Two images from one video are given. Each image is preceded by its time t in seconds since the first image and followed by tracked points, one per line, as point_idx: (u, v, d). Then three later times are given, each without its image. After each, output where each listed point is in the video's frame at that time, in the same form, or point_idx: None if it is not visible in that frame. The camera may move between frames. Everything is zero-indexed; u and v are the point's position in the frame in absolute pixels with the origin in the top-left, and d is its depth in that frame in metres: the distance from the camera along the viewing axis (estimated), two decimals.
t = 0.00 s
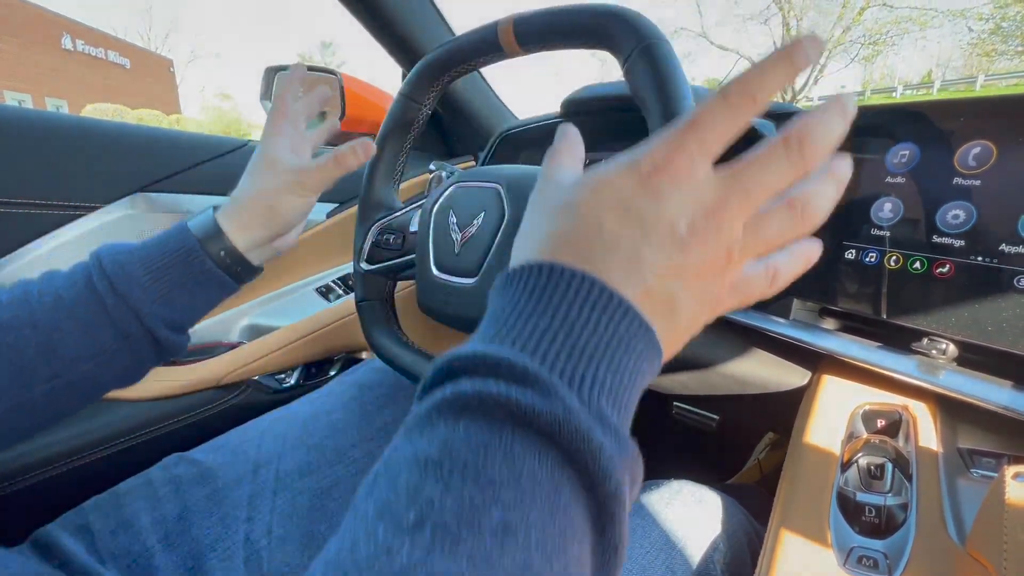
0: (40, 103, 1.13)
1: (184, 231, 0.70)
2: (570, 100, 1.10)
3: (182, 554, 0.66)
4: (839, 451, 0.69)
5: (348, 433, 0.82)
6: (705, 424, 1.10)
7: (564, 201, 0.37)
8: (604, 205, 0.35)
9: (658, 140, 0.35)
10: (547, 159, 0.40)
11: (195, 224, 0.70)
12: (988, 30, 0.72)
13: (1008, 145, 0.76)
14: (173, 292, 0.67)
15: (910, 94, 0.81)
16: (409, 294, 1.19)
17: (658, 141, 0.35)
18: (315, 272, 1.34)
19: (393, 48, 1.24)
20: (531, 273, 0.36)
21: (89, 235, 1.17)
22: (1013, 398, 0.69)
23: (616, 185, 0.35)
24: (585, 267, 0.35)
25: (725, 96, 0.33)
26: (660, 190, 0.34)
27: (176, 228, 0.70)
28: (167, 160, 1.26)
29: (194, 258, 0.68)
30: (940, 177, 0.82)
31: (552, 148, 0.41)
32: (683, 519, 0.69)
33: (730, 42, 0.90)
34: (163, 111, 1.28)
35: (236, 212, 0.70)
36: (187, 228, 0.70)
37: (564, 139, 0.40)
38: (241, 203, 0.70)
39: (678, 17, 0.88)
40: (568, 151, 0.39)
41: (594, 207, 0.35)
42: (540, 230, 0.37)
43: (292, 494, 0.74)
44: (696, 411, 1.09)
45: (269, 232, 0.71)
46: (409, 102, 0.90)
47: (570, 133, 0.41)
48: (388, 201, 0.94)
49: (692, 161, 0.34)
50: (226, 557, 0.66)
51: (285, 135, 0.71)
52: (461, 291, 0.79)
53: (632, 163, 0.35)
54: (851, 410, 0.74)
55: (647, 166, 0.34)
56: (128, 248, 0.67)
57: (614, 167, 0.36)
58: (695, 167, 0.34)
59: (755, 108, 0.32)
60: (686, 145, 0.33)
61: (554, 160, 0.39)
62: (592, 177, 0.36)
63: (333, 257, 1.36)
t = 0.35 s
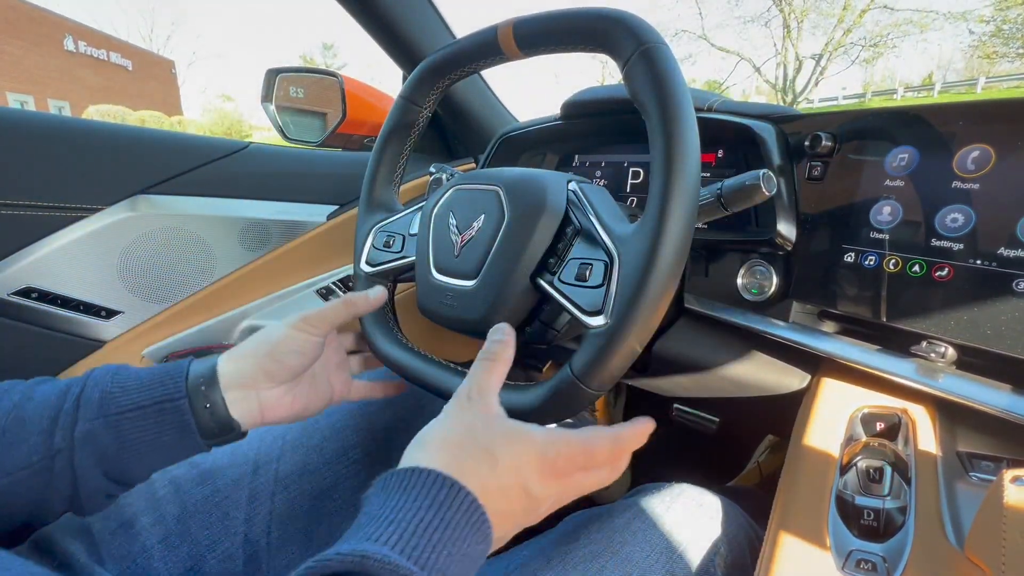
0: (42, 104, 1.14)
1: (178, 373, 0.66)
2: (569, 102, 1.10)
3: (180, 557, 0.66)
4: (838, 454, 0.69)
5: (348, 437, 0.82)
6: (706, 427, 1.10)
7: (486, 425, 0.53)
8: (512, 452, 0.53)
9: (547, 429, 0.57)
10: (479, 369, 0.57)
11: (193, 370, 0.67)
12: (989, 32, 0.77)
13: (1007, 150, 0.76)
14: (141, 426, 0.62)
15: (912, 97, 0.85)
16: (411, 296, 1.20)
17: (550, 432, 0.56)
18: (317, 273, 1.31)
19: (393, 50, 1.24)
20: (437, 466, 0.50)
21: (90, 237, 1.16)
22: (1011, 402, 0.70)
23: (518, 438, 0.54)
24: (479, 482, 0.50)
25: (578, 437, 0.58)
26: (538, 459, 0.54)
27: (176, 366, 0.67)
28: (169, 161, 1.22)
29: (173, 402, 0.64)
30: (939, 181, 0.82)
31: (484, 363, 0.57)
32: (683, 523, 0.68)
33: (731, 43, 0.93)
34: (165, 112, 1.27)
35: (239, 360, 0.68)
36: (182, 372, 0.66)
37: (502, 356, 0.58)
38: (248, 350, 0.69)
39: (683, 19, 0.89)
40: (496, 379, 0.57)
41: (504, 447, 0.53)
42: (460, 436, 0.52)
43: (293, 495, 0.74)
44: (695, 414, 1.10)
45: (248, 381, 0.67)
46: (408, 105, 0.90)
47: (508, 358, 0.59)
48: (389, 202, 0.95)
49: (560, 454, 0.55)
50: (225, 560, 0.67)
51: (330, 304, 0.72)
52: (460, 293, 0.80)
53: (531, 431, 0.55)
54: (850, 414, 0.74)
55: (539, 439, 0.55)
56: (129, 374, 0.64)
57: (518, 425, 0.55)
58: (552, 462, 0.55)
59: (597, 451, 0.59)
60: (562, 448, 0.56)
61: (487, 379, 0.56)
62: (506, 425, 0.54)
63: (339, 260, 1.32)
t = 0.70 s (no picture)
0: (45, 106, 1.15)
1: (170, 421, 0.65)
2: (569, 105, 1.11)
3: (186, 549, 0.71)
4: (834, 454, 0.70)
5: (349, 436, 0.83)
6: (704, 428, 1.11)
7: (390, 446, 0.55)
8: (410, 466, 0.55)
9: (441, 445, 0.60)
10: (389, 396, 0.58)
11: (188, 420, 0.65)
12: (990, 35, 0.75)
13: (1002, 153, 0.76)
14: (118, 474, 0.61)
15: (914, 99, 0.84)
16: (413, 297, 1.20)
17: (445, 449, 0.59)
18: (313, 277, 1.33)
19: (394, 52, 1.25)
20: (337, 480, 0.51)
21: (93, 238, 1.17)
22: (1005, 402, 0.70)
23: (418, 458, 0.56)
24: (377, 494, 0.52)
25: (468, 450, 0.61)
26: (432, 475, 0.57)
27: (174, 413, 0.66)
28: (171, 162, 1.23)
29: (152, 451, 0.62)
30: (934, 184, 0.82)
31: (395, 392, 0.58)
32: (681, 522, 0.69)
33: (733, 46, 0.93)
34: (167, 114, 1.28)
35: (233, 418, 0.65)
36: (177, 419, 0.65)
37: (415, 387, 0.60)
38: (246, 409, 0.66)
39: (683, 22, 0.90)
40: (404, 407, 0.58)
41: (404, 461, 0.55)
42: (361, 453, 0.54)
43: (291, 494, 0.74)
44: (694, 414, 1.10)
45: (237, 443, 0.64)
46: (409, 107, 0.91)
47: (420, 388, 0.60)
48: (390, 203, 0.96)
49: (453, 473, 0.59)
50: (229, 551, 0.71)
51: (343, 381, 0.67)
52: (459, 294, 0.80)
53: (429, 449, 0.58)
54: (847, 414, 0.75)
55: (436, 457, 0.58)
56: (129, 415, 0.65)
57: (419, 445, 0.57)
58: (446, 477, 0.58)
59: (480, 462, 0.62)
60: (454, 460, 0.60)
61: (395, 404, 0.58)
62: (408, 445, 0.56)
63: (335, 262, 1.35)
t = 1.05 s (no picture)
0: (46, 107, 1.15)
1: None
2: (569, 109, 1.11)
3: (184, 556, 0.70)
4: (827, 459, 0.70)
5: (346, 440, 0.83)
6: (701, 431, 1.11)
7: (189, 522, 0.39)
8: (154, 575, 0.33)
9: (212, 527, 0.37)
10: (125, 505, 0.37)
11: None
12: (991, 38, 0.74)
13: (994, 160, 0.77)
14: None
15: (916, 102, 0.82)
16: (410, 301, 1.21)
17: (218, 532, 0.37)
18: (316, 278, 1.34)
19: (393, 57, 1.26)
20: None
21: (94, 242, 1.17)
22: (998, 409, 0.71)
23: (175, 568, 0.34)
24: None
25: (249, 511, 0.39)
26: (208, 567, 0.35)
27: None
28: (172, 166, 1.23)
29: None
30: (928, 191, 0.83)
31: (141, 495, 0.38)
32: (675, 528, 0.69)
33: (732, 48, 0.91)
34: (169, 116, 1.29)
35: (38, 468, 0.50)
36: None
37: (181, 483, 0.39)
38: (41, 468, 0.50)
39: (683, 25, 0.90)
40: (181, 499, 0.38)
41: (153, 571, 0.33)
42: None
43: (289, 500, 0.75)
44: (692, 418, 1.11)
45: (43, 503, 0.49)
46: (407, 112, 0.91)
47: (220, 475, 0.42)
48: (389, 208, 0.96)
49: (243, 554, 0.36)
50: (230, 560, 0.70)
51: (135, 448, 0.46)
52: (455, 298, 0.81)
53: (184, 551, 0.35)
54: (841, 420, 0.75)
55: (199, 552, 0.35)
56: None
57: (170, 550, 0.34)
58: (235, 560, 0.36)
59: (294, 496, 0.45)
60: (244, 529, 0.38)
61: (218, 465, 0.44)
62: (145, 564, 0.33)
63: (334, 265, 1.35)
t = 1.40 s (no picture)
0: (49, 109, 1.16)
1: None
2: (570, 114, 1.11)
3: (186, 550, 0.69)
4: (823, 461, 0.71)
5: (347, 441, 0.84)
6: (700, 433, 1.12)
7: (249, 519, 0.47)
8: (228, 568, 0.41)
9: (269, 534, 0.46)
10: (209, 500, 0.44)
11: None
12: (991, 41, 0.74)
13: (988, 165, 0.77)
14: None
15: (915, 105, 0.83)
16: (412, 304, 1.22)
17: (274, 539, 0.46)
18: (317, 281, 1.35)
19: (396, 63, 1.27)
20: None
21: (97, 244, 1.18)
22: (992, 412, 0.71)
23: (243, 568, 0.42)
24: None
25: (296, 523, 0.49)
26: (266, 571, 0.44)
27: None
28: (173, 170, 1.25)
29: None
30: (923, 195, 0.83)
31: (222, 493, 0.45)
32: (672, 529, 0.70)
33: (734, 51, 0.92)
34: (170, 117, 1.30)
35: None
36: None
37: (256, 488, 0.46)
38: None
39: (684, 27, 0.92)
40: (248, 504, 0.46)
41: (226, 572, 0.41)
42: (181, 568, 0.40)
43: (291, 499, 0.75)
44: (693, 421, 1.11)
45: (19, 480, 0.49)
46: (408, 116, 0.92)
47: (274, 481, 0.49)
48: (389, 211, 0.97)
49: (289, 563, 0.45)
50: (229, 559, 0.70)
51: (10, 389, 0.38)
52: (455, 301, 0.81)
53: (252, 552, 0.44)
54: (838, 422, 0.75)
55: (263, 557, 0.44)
56: None
57: (240, 551, 0.43)
58: (285, 568, 0.45)
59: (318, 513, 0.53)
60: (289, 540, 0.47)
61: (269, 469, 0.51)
62: (223, 558, 0.42)
63: (335, 268, 1.35)
